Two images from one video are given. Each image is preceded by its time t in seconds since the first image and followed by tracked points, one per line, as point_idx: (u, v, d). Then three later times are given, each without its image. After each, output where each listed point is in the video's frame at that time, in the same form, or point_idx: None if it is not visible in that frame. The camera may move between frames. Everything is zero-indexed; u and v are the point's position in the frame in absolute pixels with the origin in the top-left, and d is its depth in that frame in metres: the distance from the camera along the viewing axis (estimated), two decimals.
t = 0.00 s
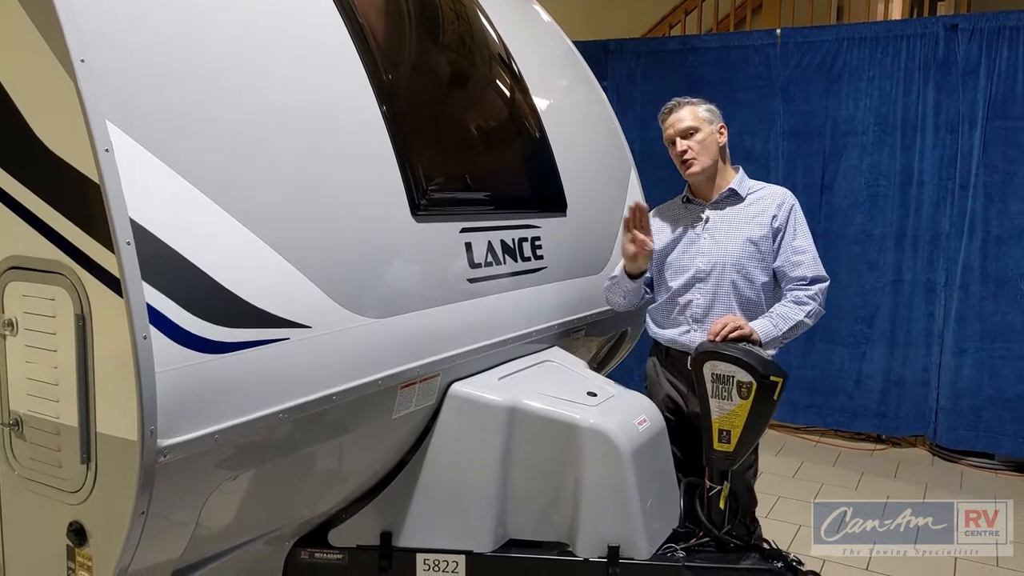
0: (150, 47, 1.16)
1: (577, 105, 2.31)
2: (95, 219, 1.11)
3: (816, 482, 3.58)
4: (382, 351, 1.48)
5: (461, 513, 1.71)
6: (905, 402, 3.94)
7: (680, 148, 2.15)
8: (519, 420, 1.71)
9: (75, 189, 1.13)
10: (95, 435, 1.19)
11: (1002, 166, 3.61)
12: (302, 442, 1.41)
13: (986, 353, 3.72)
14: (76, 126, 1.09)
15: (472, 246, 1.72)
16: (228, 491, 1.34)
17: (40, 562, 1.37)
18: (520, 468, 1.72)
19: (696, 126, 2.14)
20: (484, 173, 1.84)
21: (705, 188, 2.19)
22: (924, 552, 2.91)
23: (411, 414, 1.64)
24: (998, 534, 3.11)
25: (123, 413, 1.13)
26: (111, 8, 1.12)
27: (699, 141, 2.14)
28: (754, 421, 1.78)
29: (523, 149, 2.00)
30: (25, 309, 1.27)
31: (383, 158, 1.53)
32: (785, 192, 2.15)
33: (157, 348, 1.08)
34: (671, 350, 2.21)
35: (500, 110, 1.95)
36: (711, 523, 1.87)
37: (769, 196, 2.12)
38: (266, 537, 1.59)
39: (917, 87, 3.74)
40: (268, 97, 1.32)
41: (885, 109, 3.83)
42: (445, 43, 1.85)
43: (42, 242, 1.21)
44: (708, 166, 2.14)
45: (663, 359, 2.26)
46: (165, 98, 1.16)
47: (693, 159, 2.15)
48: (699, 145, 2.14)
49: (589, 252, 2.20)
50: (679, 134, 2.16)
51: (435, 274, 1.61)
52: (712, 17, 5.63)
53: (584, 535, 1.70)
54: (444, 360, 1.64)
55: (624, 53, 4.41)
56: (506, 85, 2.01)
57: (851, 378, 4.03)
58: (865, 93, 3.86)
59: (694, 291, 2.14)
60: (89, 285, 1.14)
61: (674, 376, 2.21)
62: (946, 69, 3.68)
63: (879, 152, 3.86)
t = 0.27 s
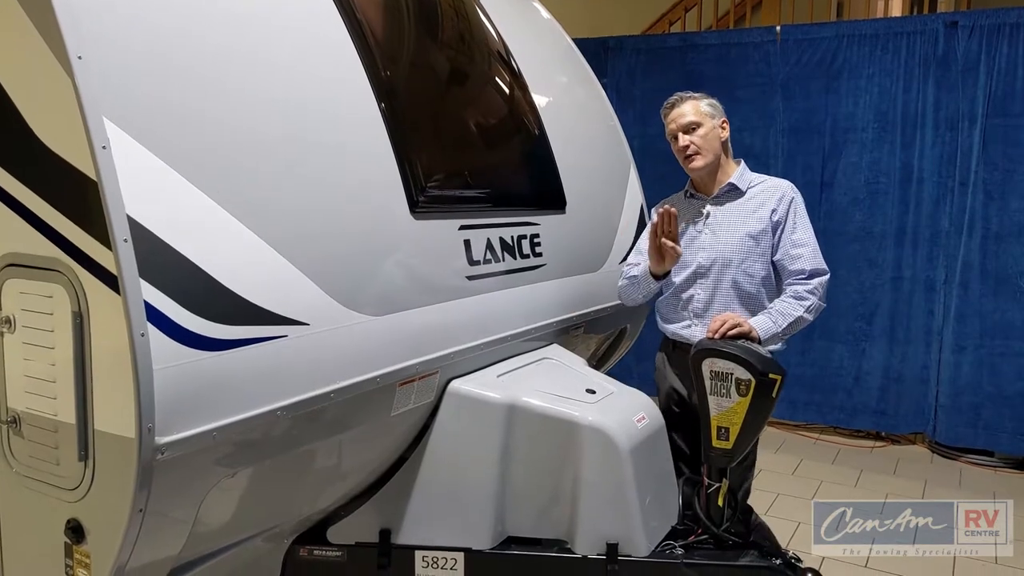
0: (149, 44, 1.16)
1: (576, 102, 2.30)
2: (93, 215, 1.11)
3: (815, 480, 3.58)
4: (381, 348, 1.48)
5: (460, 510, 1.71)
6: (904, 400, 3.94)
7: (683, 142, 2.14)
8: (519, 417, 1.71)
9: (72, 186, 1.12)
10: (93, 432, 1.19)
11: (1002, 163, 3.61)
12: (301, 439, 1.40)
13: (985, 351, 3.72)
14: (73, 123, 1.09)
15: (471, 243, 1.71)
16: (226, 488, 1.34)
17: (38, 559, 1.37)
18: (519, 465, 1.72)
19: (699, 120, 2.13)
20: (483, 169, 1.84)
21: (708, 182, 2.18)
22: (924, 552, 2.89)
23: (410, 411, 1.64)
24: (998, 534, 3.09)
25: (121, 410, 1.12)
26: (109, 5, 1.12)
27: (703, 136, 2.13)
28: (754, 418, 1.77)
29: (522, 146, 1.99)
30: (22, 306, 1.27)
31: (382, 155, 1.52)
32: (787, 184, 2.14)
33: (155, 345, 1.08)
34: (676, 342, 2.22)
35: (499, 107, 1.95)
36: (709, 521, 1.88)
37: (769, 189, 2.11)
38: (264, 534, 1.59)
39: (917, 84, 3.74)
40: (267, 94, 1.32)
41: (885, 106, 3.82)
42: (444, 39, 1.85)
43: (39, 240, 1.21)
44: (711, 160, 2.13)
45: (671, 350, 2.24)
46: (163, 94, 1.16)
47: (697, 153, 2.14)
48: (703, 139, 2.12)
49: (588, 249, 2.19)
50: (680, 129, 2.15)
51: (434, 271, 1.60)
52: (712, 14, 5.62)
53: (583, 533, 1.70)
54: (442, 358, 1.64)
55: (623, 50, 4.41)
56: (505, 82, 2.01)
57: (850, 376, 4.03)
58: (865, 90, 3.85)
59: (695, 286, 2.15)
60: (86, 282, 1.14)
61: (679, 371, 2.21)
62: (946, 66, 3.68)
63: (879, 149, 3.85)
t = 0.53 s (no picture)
0: (147, 41, 1.16)
1: (575, 99, 2.30)
2: (90, 212, 1.10)
3: (815, 477, 3.58)
4: (378, 345, 1.48)
5: (459, 508, 1.71)
6: (904, 397, 3.94)
7: (690, 144, 2.16)
8: (517, 414, 1.71)
9: (70, 183, 1.12)
10: (90, 429, 1.19)
11: (1002, 161, 3.60)
12: (300, 436, 1.40)
13: (985, 348, 3.72)
14: (70, 120, 1.08)
15: (469, 241, 1.71)
16: (225, 486, 1.34)
17: (37, 556, 1.37)
18: (518, 462, 1.72)
19: (705, 121, 2.14)
20: (482, 167, 1.83)
21: (718, 181, 2.20)
22: (924, 552, 2.88)
23: (409, 409, 1.64)
24: (999, 534, 3.07)
25: (118, 407, 1.12)
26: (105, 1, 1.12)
27: (710, 136, 2.14)
28: (753, 415, 1.78)
29: (521, 144, 1.99)
30: (20, 303, 1.27)
31: (380, 152, 1.52)
32: (798, 181, 2.13)
33: (153, 343, 1.08)
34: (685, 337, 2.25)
35: (498, 104, 1.95)
36: (708, 518, 1.88)
37: (778, 187, 2.12)
38: (263, 531, 1.59)
39: (917, 81, 3.73)
40: (265, 91, 1.32)
41: (885, 103, 3.82)
42: (443, 37, 1.85)
43: (37, 237, 1.21)
44: (719, 160, 2.15)
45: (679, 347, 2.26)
46: (161, 91, 1.16)
47: (704, 154, 2.16)
48: (710, 140, 2.14)
49: (588, 247, 2.19)
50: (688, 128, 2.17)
51: (433, 268, 1.60)
52: (712, 12, 5.62)
53: (582, 530, 1.69)
54: (441, 355, 1.64)
55: (623, 47, 4.40)
56: (504, 80, 2.00)
57: (850, 372, 4.03)
58: (865, 87, 3.85)
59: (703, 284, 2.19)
60: (84, 280, 1.13)
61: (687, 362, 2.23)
62: (946, 63, 3.67)
63: (878, 146, 3.85)
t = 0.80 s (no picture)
0: (145, 38, 1.15)
1: (575, 96, 2.30)
2: (87, 209, 1.10)
3: (814, 475, 3.58)
4: (377, 343, 1.48)
5: (457, 506, 1.71)
6: (904, 395, 3.94)
7: (721, 140, 2.24)
8: (517, 412, 1.71)
9: (67, 180, 1.12)
10: (88, 427, 1.19)
11: (1002, 159, 3.60)
12: (298, 434, 1.40)
13: (985, 346, 3.72)
14: (67, 116, 1.08)
15: (468, 239, 1.71)
16: (223, 484, 1.34)
17: (35, 553, 1.37)
18: (517, 460, 1.72)
19: (736, 118, 2.21)
20: (482, 164, 1.83)
21: (746, 178, 2.28)
22: (924, 552, 2.86)
23: (408, 406, 1.64)
24: (997, 534, 3.05)
25: (116, 405, 1.12)
26: None
27: (741, 133, 2.22)
28: (753, 413, 1.78)
29: (520, 142, 1.99)
30: (18, 301, 1.27)
31: (379, 150, 1.52)
32: (827, 183, 2.19)
33: (151, 340, 1.08)
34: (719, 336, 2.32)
35: (497, 102, 1.94)
36: (707, 516, 1.88)
37: (804, 188, 2.18)
38: (262, 529, 1.58)
39: (917, 79, 3.73)
40: (264, 89, 1.32)
41: (885, 100, 3.81)
42: (442, 34, 1.84)
43: (34, 234, 1.21)
44: (749, 157, 2.23)
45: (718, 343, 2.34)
46: (159, 87, 1.15)
47: (735, 151, 2.23)
48: (742, 136, 2.22)
49: (587, 245, 2.19)
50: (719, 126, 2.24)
51: (432, 265, 1.60)
52: (712, 10, 5.61)
53: (581, 528, 1.69)
54: (439, 353, 1.63)
55: (623, 45, 4.39)
56: (504, 77, 2.00)
57: (850, 371, 4.03)
58: (865, 85, 3.84)
59: (727, 283, 2.29)
60: (82, 277, 1.13)
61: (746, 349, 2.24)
62: (947, 61, 3.67)
63: (879, 144, 3.84)
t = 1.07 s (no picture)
0: (144, 36, 1.15)
1: (575, 94, 2.29)
2: (85, 206, 1.10)
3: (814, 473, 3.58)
4: (377, 341, 1.48)
5: (457, 504, 1.71)
6: (904, 393, 3.93)
7: (764, 134, 2.27)
8: (516, 410, 1.71)
9: (65, 177, 1.12)
10: (86, 425, 1.18)
11: (1002, 156, 3.61)
12: (298, 432, 1.40)
13: (985, 344, 3.72)
14: (65, 113, 1.08)
15: (467, 236, 1.70)
16: (222, 482, 1.34)
17: (34, 551, 1.37)
18: (518, 458, 1.72)
19: (777, 111, 2.27)
20: (481, 162, 1.83)
21: (786, 173, 2.31)
22: (925, 552, 2.83)
23: (407, 405, 1.63)
24: (997, 534, 3.02)
25: (114, 403, 1.12)
26: None
27: (782, 126, 2.26)
28: (752, 410, 1.78)
29: (520, 139, 1.98)
30: (16, 299, 1.27)
31: (378, 147, 1.51)
32: (862, 179, 2.23)
33: (149, 338, 1.07)
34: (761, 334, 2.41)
35: (497, 99, 1.94)
36: (707, 513, 1.87)
37: (840, 186, 2.23)
38: (261, 527, 1.58)
39: (917, 76, 3.73)
40: (264, 87, 1.32)
41: (885, 98, 3.80)
42: (442, 32, 1.84)
43: (31, 232, 1.20)
44: (792, 150, 2.26)
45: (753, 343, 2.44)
46: (158, 85, 1.15)
47: (778, 144, 2.27)
48: (783, 129, 2.27)
49: (587, 242, 2.19)
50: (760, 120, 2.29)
51: (431, 263, 1.59)
52: (711, 8, 5.61)
53: (581, 526, 1.69)
54: (439, 351, 1.63)
55: (623, 42, 4.39)
56: (503, 75, 1.99)
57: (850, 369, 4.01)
58: (865, 82, 3.84)
59: (767, 282, 2.34)
60: (80, 275, 1.13)
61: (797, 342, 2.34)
62: (947, 59, 3.66)
63: (879, 141, 3.83)
